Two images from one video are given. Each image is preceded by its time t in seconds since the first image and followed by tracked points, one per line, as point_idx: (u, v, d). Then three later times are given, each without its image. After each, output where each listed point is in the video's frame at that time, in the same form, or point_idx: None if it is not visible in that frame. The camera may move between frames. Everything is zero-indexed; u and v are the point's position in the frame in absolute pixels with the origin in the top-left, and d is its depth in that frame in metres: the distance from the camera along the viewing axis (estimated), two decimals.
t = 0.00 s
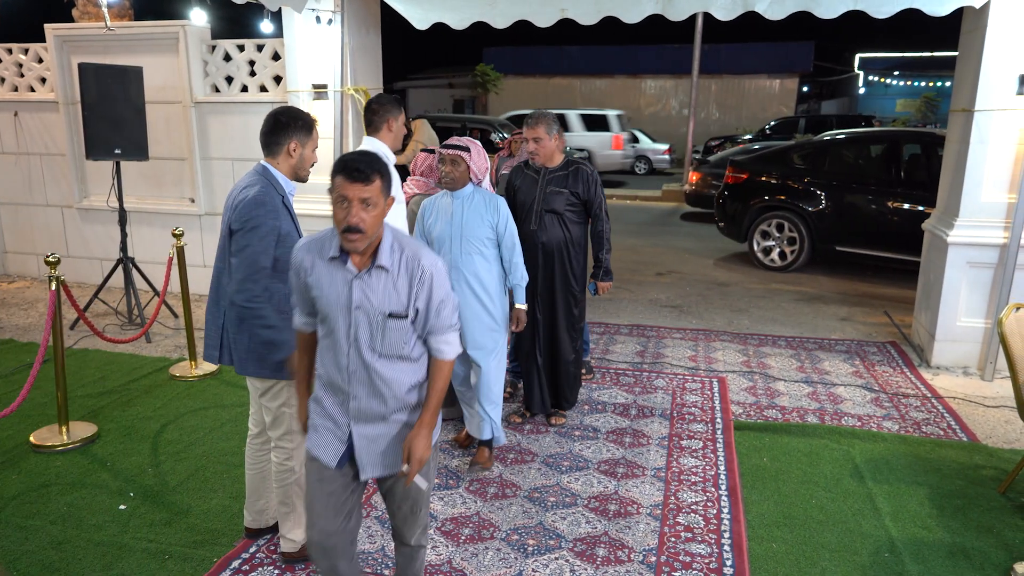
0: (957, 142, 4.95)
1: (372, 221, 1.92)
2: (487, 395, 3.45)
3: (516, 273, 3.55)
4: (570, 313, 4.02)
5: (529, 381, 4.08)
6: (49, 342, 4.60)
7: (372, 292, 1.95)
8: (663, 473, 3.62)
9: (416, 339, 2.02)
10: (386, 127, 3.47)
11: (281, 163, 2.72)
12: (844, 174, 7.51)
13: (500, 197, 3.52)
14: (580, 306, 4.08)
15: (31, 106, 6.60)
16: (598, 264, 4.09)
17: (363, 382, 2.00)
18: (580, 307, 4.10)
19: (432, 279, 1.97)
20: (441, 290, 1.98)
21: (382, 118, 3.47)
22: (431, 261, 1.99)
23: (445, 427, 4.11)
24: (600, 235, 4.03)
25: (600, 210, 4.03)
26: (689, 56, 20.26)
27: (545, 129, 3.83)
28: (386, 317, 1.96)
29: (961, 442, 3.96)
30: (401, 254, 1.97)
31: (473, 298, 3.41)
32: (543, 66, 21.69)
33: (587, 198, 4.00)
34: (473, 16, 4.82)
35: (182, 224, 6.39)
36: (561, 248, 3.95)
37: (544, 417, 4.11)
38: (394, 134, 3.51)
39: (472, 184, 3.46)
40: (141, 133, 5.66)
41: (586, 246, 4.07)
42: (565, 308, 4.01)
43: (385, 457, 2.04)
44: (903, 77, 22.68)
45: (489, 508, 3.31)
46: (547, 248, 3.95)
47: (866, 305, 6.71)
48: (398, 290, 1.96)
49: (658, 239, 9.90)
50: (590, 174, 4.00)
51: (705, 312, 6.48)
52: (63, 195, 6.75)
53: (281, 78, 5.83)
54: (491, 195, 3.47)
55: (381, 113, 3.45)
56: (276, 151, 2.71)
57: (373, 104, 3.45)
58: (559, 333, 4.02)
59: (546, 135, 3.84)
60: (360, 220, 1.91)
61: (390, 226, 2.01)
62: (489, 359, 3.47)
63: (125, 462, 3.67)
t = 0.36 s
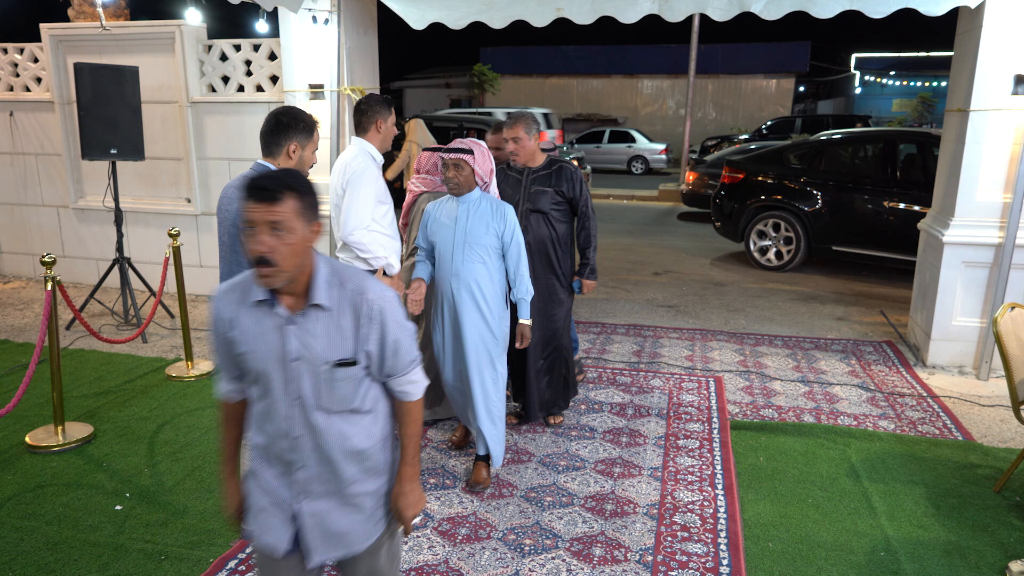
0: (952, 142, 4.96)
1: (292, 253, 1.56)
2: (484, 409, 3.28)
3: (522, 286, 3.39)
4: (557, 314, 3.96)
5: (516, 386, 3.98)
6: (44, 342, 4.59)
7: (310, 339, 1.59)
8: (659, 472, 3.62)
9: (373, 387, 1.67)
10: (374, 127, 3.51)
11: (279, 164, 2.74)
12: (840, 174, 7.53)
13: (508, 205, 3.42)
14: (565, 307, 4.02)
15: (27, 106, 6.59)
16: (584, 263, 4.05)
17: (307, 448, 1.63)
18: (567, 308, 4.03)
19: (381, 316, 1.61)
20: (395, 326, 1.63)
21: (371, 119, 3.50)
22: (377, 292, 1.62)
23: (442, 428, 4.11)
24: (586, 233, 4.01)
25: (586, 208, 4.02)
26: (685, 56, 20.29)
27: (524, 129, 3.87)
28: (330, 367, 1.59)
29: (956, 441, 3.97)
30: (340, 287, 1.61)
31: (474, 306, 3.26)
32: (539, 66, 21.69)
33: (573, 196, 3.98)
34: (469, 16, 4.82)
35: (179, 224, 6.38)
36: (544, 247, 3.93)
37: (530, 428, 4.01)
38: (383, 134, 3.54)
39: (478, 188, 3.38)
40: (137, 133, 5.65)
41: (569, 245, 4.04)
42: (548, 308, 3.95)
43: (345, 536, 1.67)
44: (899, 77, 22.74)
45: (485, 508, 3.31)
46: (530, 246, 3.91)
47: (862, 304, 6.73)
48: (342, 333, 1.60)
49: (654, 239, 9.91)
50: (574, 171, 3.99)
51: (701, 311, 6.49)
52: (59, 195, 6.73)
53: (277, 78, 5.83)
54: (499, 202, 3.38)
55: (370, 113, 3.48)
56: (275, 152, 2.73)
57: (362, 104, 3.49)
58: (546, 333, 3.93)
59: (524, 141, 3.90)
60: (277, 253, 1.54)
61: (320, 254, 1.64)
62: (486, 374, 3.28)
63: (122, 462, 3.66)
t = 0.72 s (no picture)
0: (949, 142, 4.97)
1: (189, 271, 1.29)
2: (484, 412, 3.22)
3: (522, 288, 3.29)
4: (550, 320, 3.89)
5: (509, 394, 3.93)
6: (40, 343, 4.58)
7: (212, 378, 1.31)
8: (657, 472, 3.62)
9: (297, 436, 1.37)
10: (367, 129, 3.46)
11: (286, 162, 2.73)
12: (837, 174, 7.54)
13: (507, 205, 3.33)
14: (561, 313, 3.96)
15: (22, 106, 6.57)
16: (577, 268, 3.95)
17: (206, 508, 1.35)
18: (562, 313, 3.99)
19: (302, 350, 1.33)
20: (320, 363, 1.34)
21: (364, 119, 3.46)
22: (299, 320, 1.34)
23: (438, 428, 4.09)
24: (578, 236, 3.92)
25: (577, 211, 3.92)
26: (682, 56, 20.31)
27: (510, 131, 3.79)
28: (234, 412, 1.31)
29: (953, 440, 3.98)
30: (254, 314, 1.34)
31: (471, 310, 3.19)
32: (536, 65, 21.68)
33: (562, 198, 3.90)
34: (466, 16, 4.81)
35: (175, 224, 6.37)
36: (535, 252, 3.91)
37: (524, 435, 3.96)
38: (376, 136, 3.49)
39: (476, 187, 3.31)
40: (134, 132, 5.64)
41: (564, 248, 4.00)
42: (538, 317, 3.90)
43: None
44: (895, 77, 22.79)
45: (483, 507, 3.31)
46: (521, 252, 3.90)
47: (858, 303, 6.74)
48: (253, 371, 1.32)
49: (651, 238, 9.91)
50: (563, 173, 3.89)
51: (699, 311, 6.50)
52: (55, 195, 6.71)
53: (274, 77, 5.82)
54: (497, 202, 3.29)
55: (361, 115, 3.43)
56: (280, 152, 2.71)
57: (354, 105, 3.44)
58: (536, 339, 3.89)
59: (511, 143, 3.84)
60: (169, 272, 1.28)
61: (228, 273, 1.36)
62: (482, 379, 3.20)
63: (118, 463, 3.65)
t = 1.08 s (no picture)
0: (944, 142, 4.99)
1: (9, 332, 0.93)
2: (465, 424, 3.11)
3: (499, 294, 3.15)
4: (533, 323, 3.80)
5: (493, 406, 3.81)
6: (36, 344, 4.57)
7: (34, 483, 0.95)
8: (653, 472, 3.62)
9: (163, 548, 1.04)
10: (369, 130, 3.43)
11: (284, 162, 2.72)
12: (832, 174, 7.55)
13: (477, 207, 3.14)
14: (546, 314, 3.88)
15: (18, 106, 6.55)
16: (558, 269, 3.87)
17: None
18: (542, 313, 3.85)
19: (167, 449, 0.98)
20: (194, 467, 0.99)
21: (366, 119, 3.44)
22: (166, 403, 0.99)
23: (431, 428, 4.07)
24: (552, 237, 3.72)
25: (548, 212, 3.70)
26: (679, 56, 20.34)
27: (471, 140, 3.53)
28: (59, 531, 0.97)
29: (949, 439, 3.99)
30: (104, 392, 0.98)
31: (448, 322, 3.03)
32: (533, 66, 21.69)
33: (531, 202, 3.66)
34: (463, 16, 4.82)
35: (172, 224, 6.36)
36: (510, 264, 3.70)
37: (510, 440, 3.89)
38: (377, 137, 3.46)
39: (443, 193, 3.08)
40: (130, 133, 5.63)
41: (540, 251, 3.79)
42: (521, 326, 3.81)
43: None
44: (891, 77, 22.84)
45: (480, 507, 3.31)
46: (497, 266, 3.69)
47: (855, 303, 6.76)
48: (95, 474, 0.97)
49: (648, 238, 9.93)
50: (528, 176, 3.66)
51: (696, 310, 6.51)
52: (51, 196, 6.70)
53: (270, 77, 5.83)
54: (466, 205, 3.09)
55: (363, 115, 3.40)
56: (279, 150, 2.70)
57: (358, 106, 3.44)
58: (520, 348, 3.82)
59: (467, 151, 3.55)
60: None
61: (75, 329, 1.00)
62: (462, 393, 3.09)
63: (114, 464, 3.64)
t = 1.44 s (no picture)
0: (941, 142, 4.99)
1: None
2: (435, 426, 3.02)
3: (459, 293, 2.97)
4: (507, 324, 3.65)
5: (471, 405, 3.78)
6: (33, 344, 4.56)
7: None
8: (652, 472, 3.62)
9: None
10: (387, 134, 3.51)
11: (314, 165, 2.73)
12: (830, 174, 7.56)
13: (438, 203, 2.95)
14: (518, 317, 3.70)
15: (14, 106, 6.53)
16: (524, 270, 3.55)
17: None
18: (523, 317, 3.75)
19: None
20: None
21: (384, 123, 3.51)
22: None
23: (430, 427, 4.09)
24: (517, 238, 3.51)
25: (512, 212, 3.50)
26: (676, 56, 20.35)
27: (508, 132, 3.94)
28: None
29: (946, 439, 3.99)
30: None
31: (411, 325, 2.90)
32: (530, 66, 21.69)
33: (493, 202, 3.49)
34: (460, 16, 4.82)
35: (169, 224, 6.35)
36: (475, 266, 3.55)
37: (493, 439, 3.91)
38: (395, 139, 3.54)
39: (403, 190, 2.90)
40: (126, 133, 5.62)
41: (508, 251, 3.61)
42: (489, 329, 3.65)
43: None
44: (888, 77, 22.88)
45: (478, 507, 3.31)
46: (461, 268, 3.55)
47: (852, 303, 6.77)
48: None
49: (645, 238, 9.93)
50: (489, 176, 3.48)
51: (693, 310, 6.52)
52: (47, 196, 6.68)
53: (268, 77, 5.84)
54: (427, 202, 2.91)
55: (383, 118, 3.49)
56: (308, 154, 2.71)
57: (376, 110, 3.51)
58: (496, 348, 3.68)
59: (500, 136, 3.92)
60: None
61: None
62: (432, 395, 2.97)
63: (111, 464, 3.64)
